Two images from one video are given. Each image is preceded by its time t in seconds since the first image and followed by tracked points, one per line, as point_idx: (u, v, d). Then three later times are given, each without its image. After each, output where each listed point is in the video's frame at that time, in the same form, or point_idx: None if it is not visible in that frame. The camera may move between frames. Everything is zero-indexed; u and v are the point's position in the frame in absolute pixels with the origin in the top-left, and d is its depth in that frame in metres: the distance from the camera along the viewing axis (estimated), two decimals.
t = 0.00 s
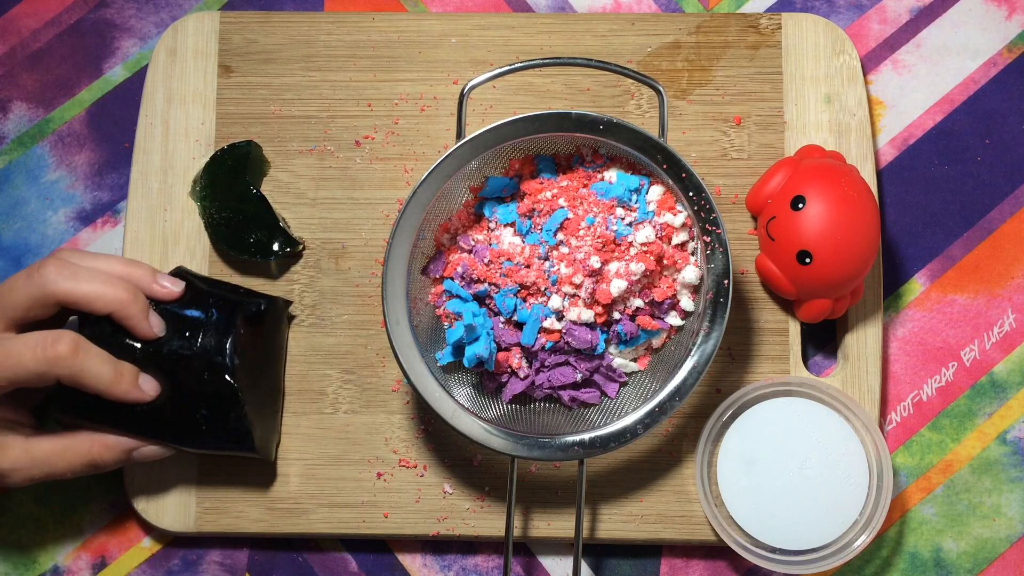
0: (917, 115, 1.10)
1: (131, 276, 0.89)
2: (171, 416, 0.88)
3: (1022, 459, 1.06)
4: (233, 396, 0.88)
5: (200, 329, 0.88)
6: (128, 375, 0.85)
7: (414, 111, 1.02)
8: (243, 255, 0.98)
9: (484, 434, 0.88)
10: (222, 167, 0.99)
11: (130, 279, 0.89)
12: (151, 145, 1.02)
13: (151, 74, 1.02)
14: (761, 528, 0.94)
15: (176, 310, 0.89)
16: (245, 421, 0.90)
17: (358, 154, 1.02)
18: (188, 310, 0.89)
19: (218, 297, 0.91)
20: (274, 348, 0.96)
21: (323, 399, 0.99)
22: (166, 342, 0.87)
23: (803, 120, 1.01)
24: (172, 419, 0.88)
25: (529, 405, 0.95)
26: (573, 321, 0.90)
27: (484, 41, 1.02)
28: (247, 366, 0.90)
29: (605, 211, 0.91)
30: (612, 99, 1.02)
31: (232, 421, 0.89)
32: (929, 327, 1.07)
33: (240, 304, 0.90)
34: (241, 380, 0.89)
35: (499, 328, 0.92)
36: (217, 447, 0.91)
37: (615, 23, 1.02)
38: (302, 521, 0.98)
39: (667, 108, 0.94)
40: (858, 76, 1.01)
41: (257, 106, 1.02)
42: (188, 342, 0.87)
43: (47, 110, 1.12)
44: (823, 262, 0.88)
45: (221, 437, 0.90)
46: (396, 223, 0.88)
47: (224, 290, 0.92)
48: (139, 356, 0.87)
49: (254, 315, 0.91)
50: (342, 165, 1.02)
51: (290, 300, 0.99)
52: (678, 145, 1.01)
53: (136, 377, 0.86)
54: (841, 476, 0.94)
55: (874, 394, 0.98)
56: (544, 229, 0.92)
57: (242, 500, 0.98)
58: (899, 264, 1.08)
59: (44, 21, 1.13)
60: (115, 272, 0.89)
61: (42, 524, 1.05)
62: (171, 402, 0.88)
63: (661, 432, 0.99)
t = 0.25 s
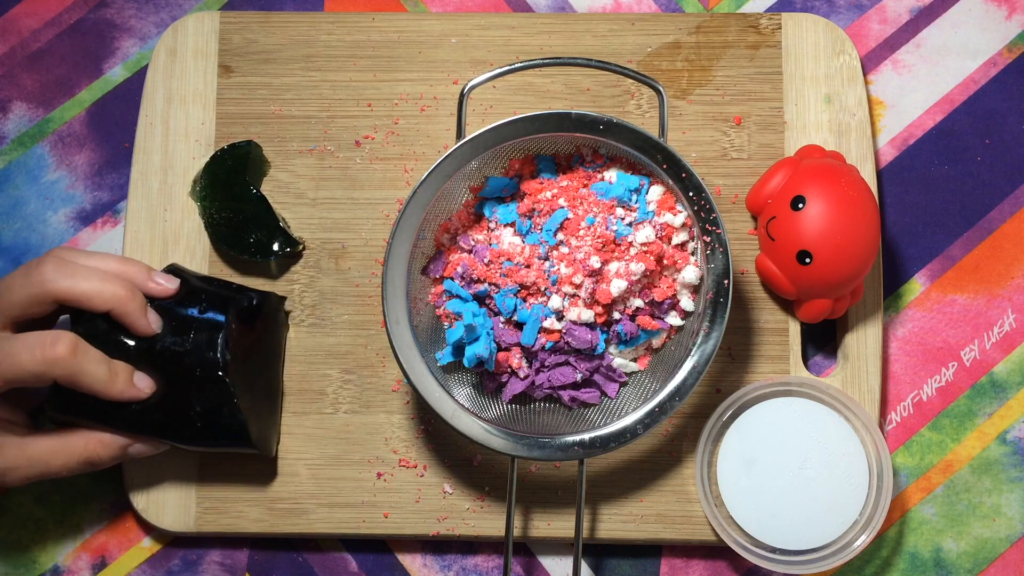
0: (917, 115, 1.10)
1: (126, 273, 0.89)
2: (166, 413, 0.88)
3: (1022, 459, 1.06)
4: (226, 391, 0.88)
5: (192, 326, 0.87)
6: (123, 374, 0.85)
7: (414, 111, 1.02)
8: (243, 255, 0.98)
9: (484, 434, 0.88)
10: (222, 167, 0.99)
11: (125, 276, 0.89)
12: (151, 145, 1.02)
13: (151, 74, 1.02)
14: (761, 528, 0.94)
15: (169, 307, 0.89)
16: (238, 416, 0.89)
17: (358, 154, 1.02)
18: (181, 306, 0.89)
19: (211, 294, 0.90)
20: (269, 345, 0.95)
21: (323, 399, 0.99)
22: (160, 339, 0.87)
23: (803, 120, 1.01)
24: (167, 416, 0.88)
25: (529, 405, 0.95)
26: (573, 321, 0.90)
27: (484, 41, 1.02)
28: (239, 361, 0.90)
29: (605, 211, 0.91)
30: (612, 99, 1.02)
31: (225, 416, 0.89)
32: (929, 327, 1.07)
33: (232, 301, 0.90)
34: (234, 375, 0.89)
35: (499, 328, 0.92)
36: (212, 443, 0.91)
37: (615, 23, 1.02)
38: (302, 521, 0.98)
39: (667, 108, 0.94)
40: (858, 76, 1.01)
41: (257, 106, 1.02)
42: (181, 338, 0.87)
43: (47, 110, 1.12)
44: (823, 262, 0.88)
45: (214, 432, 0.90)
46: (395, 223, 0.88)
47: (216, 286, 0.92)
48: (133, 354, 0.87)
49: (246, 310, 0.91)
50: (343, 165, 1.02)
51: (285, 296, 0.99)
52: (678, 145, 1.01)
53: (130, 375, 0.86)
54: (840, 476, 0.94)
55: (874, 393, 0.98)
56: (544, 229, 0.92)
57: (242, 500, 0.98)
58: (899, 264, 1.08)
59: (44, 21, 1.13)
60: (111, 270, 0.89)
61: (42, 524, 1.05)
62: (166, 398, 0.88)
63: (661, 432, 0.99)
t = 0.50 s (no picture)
0: (917, 115, 1.10)
1: (134, 276, 0.88)
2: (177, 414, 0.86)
3: (1022, 459, 1.06)
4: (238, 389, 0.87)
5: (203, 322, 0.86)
6: (135, 378, 0.83)
7: (414, 111, 1.02)
8: (243, 254, 0.98)
9: (484, 434, 0.88)
10: (222, 167, 0.99)
11: (133, 279, 0.88)
12: (151, 145, 1.02)
13: (151, 74, 1.02)
14: (761, 528, 0.94)
15: (179, 305, 0.88)
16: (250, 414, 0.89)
17: (358, 154, 1.02)
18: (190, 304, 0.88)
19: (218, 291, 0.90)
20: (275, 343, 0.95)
21: (323, 399, 0.99)
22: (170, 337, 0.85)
23: (803, 120, 1.01)
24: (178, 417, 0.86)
25: (529, 405, 0.95)
26: (573, 321, 0.90)
27: (484, 41, 1.02)
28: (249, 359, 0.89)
29: (605, 211, 0.91)
30: (612, 99, 1.02)
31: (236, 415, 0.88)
32: (929, 327, 1.07)
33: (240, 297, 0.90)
34: (244, 373, 0.88)
35: (499, 328, 0.92)
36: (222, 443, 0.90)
37: (615, 23, 1.02)
38: (302, 521, 0.98)
39: (666, 108, 0.94)
40: (858, 76, 1.01)
41: (257, 106, 1.02)
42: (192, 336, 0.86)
43: (47, 110, 1.12)
44: (824, 262, 0.88)
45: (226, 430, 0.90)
46: (395, 223, 0.88)
47: (222, 283, 0.92)
48: (143, 354, 0.85)
49: (254, 307, 0.90)
50: (342, 165, 1.02)
51: (289, 295, 0.99)
52: (678, 145, 1.01)
53: (141, 377, 0.84)
54: (841, 476, 0.94)
55: (874, 393, 0.98)
56: (544, 229, 0.92)
57: (242, 500, 0.98)
58: (899, 264, 1.08)
59: (44, 21, 1.13)
60: (119, 274, 0.88)
61: (42, 524, 1.05)
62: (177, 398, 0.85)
63: (661, 432, 0.99)
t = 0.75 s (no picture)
0: (917, 115, 1.10)
1: (136, 279, 0.88)
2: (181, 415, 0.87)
3: (1022, 459, 1.06)
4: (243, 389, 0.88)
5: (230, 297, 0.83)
6: (137, 383, 0.84)
7: (414, 111, 1.02)
8: (243, 254, 0.98)
9: (484, 434, 0.88)
10: (222, 167, 0.99)
11: (134, 282, 0.88)
12: (151, 145, 1.02)
13: (151, 74, 1.02)
14: (761, 528, 0.94)
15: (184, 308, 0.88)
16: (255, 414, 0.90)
17: (358, 154, 1.02)
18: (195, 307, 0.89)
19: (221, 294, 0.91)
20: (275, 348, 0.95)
21: (323, 399, 0.99)
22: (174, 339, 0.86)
23: (803, 120, 1.01)
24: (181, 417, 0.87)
25: (529, 405, 0.95)
26: (573, 321, 0.90)
27: (484, 41, 1.02)
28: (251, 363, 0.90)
29: (605, 211, 0.91)
30: (612, 99, 1.02)
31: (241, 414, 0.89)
32: (929, 327, 1.07)
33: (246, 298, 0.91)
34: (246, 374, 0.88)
35: (499, 328, 0.92)
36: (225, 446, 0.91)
37: (615, 23, 1.02)
38: (303, 521, 0.98)
39: (666, 108, 0.94)
40: (858, 76, 1.01)
41: (257, 106, 1.02)
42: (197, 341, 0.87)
43: (47, 110, 1.12)
44: (824, 262, 0.88)
45: (228, 434, 0.90)
46: (395, 223, 0.88)
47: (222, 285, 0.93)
48: (145, 357, 0.85)
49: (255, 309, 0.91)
50: (343, 165, 1.02)
51: (289, 295, 0.99)
52: (678, 145, 1.01)
53: (144, 381, 0.85)
54: (841, 476, 0.94)
55: (874, 393, 0.98)
56: (544, 229, 0.92)
57: (242, 500, 0.98)
58: (899, 264, 1.08)
59: (44, 21, 1.13)
60: (120, 278, 0.88)
61: (42, 525, 1.05)
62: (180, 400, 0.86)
63: (661, 432, 0.99)
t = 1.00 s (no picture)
0: (917, 115, 1.10)
1: (138, 280, 0.88)
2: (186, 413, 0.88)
3: (1022, 459, 1.06)
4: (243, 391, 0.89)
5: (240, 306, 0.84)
6: (136, 385, 0.84)
7: (414, 111, 1.02)
8: (243, 254, 0.98)
9: (484, 434, 0.88)
10: (222, 167, 0.99)
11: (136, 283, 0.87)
12: (151, 145, 1.02)
13: (151, 74, 1.02)
14: (761, 528, 0.94)
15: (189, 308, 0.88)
16: (256, 415, 0.91)
17: (358, 154, 1.02)
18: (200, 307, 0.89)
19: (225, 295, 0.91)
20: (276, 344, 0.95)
21: (323, 399, 0.99)
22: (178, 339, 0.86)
23: (803, 120, 1.01)
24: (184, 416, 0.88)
25: (529, 405, 0.95)
26: (573, 321, 0.90)
27: (484, 41, 1.02)
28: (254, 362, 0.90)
29: (605, 211, 0.91)
30: (612, 99, 1.02)
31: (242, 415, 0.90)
32: (929, 327, 1.07)
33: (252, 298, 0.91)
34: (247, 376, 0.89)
35: (499, 328, 0.92)
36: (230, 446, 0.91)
37: (615, 23, 1.02)
38: (302, 521, 0.98)
39: (666, 108, 0.94)
40: (858, 76, 1.01)
41: (257, 106, 1.02)
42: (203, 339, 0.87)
43: (47, 110, 1.12)
44: (824, 262, 0.88)
45: (230, 434, 0.90)
46: (395, 223, 0.88)
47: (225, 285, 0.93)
48: (145, 359, 0.85)
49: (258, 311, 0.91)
50: (342, 165, 1.02)
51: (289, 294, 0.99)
52: (678, 145, 1.01)
53: (143, 382, 0.85)
54: (841, 476, 0.94)
55: (874, 393, 0.98)
56: (544, 229, 0.92)
57: (242, 500, 0.98)
58: (899, 264, 1.08)
59: (44, 21, 1.13)
60: (121, 279, 0.87)
61: (42, 524, 1.05)
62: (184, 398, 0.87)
63: (661, 432, 0.99)
